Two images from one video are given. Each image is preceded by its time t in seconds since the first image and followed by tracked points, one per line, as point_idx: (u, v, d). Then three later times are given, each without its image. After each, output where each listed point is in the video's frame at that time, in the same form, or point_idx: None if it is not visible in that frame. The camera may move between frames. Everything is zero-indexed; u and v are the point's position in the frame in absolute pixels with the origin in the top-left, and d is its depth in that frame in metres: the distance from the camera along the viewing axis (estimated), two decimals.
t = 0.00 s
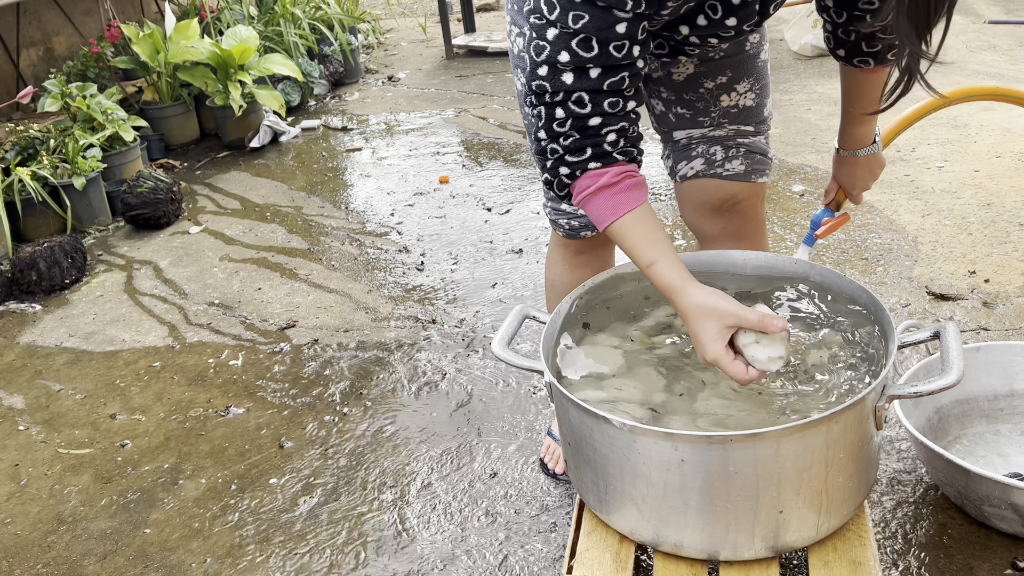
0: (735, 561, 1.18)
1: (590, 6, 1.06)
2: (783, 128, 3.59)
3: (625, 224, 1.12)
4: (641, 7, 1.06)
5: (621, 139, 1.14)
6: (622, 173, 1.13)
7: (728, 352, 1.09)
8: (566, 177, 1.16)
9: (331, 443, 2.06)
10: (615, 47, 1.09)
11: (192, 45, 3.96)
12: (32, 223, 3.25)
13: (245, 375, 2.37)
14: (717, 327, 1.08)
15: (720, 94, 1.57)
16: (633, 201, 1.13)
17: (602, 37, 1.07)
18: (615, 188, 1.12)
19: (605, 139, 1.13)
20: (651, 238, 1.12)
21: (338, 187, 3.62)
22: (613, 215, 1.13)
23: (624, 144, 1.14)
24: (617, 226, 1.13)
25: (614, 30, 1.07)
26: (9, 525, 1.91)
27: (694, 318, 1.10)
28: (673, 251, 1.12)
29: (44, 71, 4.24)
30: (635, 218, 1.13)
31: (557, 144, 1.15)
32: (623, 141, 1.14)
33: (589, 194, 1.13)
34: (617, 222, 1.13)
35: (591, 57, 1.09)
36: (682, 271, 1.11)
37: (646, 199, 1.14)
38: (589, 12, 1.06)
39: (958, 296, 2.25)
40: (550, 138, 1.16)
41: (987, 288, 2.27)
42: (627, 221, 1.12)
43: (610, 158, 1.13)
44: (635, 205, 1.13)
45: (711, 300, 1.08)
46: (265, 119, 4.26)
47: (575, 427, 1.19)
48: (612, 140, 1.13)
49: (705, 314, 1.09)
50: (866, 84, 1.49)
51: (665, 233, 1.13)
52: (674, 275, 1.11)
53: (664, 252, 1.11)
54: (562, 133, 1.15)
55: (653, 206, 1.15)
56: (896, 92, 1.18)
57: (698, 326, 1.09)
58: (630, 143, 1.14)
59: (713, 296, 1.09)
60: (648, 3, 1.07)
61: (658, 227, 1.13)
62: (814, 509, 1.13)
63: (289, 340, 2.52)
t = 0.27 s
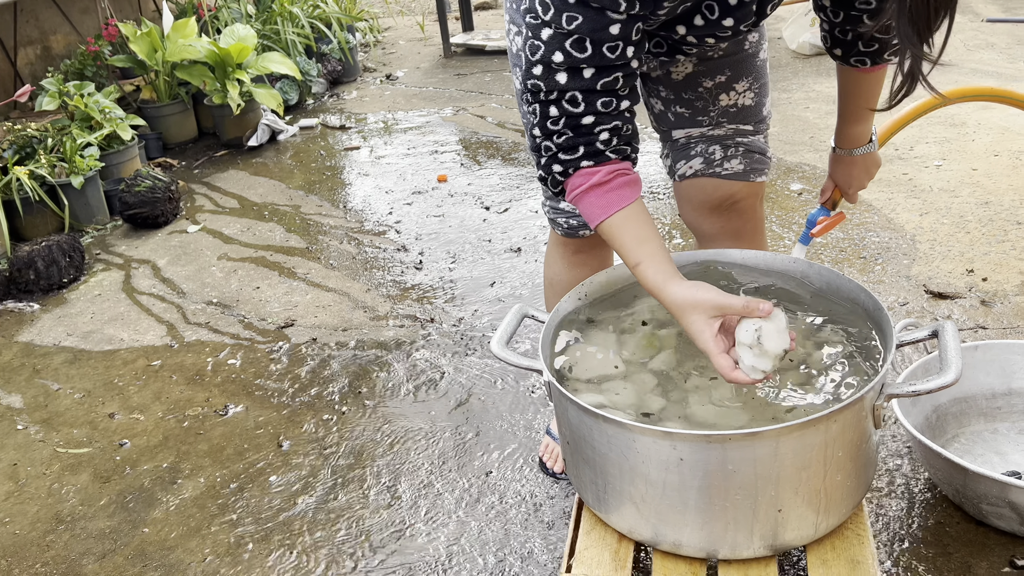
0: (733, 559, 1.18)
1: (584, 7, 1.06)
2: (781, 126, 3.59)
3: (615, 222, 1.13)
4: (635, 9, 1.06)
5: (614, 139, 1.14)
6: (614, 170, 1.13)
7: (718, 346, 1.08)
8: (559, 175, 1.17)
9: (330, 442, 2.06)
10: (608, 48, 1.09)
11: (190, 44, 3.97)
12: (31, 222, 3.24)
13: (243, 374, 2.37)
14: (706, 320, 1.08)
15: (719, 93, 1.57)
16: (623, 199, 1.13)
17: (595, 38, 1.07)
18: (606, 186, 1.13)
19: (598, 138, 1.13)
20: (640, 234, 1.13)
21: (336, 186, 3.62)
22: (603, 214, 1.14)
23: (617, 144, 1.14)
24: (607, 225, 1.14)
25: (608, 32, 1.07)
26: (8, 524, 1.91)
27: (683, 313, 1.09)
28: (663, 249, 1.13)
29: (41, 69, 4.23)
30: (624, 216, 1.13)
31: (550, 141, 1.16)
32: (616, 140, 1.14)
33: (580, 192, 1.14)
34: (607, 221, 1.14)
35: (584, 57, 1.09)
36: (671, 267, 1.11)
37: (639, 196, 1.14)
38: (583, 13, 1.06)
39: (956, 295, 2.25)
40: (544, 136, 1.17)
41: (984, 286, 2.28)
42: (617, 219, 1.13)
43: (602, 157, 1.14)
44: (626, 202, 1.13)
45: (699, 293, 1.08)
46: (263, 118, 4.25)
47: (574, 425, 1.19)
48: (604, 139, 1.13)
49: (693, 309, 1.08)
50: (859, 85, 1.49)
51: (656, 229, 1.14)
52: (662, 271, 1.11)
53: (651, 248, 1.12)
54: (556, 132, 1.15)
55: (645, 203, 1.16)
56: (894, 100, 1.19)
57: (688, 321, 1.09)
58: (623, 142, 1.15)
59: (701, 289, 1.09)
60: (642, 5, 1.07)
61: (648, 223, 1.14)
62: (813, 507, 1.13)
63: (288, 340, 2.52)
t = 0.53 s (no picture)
0: (732, 556, 1.19)
1: (581, 3, 1.06)
2: (779, 125, 3.60)
3: (616, 207, 1.14)
4: (632, 5, 1.06)
5: (610, 133, 1.14)
6: (612, 159, 1.14)
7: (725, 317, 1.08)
8: (555, 167, 1.17)
9: (329, 440, 2.06)
10: (605, 44, 1.09)
11: (188, 43, 3.97)
12: (29, 220, 3.24)
13: (242, 373, 2.37)
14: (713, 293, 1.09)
15: (718, 91, 1.58)
16: (623, 185, 1.14)
17: (592, 34, 1.08)
18: (605, 174, 1.13)
19: (594, 131, 1.13)
20: (641, 218, 1.14)
21: (335, 184, 3.62)
22: (603, 199, 1.14)
23: (614, 138, 1.14)
24: (608, 210, 1.14)
25: (604, 28, 1.07)
26: (7, 523, 1.90)
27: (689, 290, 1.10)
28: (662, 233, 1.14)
29: (40, 68, 4.22)
30: (623, 202, 1.14)
31: (546, 135, 1.16)
32: (613, 134, 1.14)
33: (579, 180, 1.14)
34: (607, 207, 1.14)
35: (581, 53, 1.09)
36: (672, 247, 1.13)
37: (636, 183, 1.16)
38: (580, 9, 1.06)
39: (954, 293, 2.25)
40: (540, 129, 1.17)
41: (983, 285, 2.28)
42: (618, 204, 1.14)
43: (598, 149, 1.14)
44: (624, 188, 1.14)
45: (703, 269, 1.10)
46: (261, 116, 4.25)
47: (573, 423, 1.19)
48: (601, 131, 1.13)
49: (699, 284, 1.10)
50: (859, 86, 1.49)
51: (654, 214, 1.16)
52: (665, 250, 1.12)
53: (653, 231, 1.13)
54: (552, 126, 1.16)
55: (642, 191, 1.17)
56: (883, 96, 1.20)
57: (694, 296, 1.09)
58: (620, 136, 1.15)
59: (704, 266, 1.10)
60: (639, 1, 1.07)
61: (647, 208, 1.15)
62: (812, 505, 1.14)
63: (287, 338, 2.52)
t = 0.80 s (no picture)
0: (730, 555, 1.19)
1: None
2: (778, 124, 3.60)
3: (609, 203, 1.14)
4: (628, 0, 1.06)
5: (605, 128, 1.15)
6: (606, 155, 1.14)
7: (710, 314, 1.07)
8: (550, 161, 1.18)
9: (327, 439, 2.06)
10: (601, 39, 1.09)
11: (186, 41, 3.94)
12: (27, 219, 3.24)
13: (240, 371, 2.37)
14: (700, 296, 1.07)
15: (716, 90, 1.58)
16: (617, 182, 1.14)
17: (588, 29, 1.08)
18: (598, 169, 1.14)
19: (590, 126, 1.14)
20: (636, 216, 1.13)
21: (333, 183, 3.62)
22: (596, 195, 1.14)
23: (609, 132, 1.15)
24: (600, 206, 1.14)
25: (601, 23, 1.07)
26: (4, 522, 1.90)
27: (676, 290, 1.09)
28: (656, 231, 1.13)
29: (38, 67, 4.22)
30: (617, 198, 1.14)
31: (542, 128, 1.16)
32: (608, 129, 1.15)
33: (573, 175, 1.15)
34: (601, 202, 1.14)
35: (577, 48, 1.09)
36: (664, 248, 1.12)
37: (631, 181, 1.15)
38: (576, 4, 1.06)
39: (952, 292, 2.25)
40: (536, 123, 1.17)
41: (980, 284, 2.28)
42: (611, 201, 1.14)
43: (593, 144, 1.14)
44: (618, 185, 1.14)
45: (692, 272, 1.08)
46: (259, 115, 4.24)
47: (571, 422, 1.19)
48: (596, 127, 1.14)
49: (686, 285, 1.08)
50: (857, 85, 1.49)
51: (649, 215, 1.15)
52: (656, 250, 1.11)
53: (646, 230, 1.12)
54: (548, 119, 1.16)
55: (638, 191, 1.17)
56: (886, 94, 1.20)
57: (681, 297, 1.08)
58: (615, 131, 1.15)
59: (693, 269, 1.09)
60: None
61: (642, 209, 1.15)
62: (809, 504, 1.14)
63: (285, 337, 2.52)
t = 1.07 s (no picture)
0: (728, 553, 1.19)
1: None
2: (777, 123, 3.60)
3: (600, 168, 1.13)
4: None
5: (602, 85, 1.11)
6: (602, 118, 1.12)
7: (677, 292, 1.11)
8: (546, 119, 1.16)
9: (326, 436, 2.06)
10: None
11: (185, 40, 3.93)
12: (26, 217, 3.23)
13: (239, 369, 2.37)
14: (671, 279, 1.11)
15: (714, 89, 1.58)
16: (612, 146, 1.13)
17: None
18: (592, 133, 1.12)
19: (585, 84, 1.11)
20: (627, 183, 1.13)
21: (332, 182, 3.62)
22: (588, 159, 1.13)
23: (605, 90, 1.11)
24: (591, 171, 1.14)
25: None
26: (3, 519, 1.90)
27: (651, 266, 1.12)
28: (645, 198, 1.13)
29: (36, 65, 4.22)
30: (610, 163, 1.13)
31: (538, 85, 1.14)
32: (605, 87, 1.11)
33: (567, 136, 1.14)
34: (592, 166, 1.13)
35: (571, 3, 1.06)
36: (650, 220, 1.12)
37: (626, 145, 1.14)
38: None
39: (951, 290, 2.26)
40: (533, 79, 1.15)
41: (979, 282, 2.29)
42: (603, 166, 1.13)
43: (589, 103, 1.12)
44: (612, 150, 1.13)
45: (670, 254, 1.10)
46: (258, 114, 4.24)
47: (570, 420, 1.19)
48: (592, 85, 1.11)
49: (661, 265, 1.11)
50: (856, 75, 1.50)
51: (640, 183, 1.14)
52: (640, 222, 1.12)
53: (634, 200, 1.12)
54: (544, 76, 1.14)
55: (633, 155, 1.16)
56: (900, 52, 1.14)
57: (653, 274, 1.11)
58: (613, 88, 1.12)
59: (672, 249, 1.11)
60: None
61: (634, 176, 1.14)
62: (808, 501, 1.14)
63: (284, 335, 2.52)
